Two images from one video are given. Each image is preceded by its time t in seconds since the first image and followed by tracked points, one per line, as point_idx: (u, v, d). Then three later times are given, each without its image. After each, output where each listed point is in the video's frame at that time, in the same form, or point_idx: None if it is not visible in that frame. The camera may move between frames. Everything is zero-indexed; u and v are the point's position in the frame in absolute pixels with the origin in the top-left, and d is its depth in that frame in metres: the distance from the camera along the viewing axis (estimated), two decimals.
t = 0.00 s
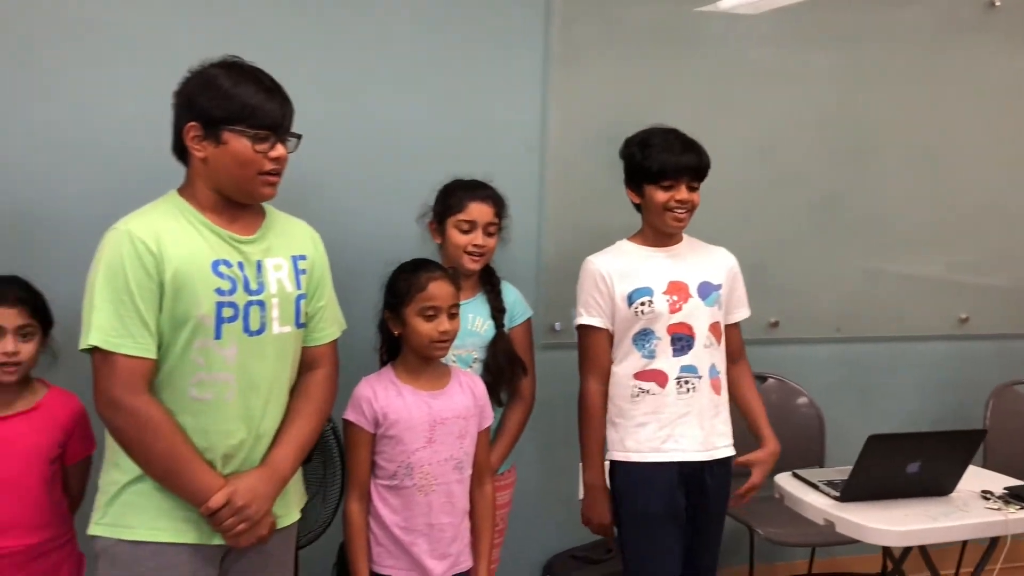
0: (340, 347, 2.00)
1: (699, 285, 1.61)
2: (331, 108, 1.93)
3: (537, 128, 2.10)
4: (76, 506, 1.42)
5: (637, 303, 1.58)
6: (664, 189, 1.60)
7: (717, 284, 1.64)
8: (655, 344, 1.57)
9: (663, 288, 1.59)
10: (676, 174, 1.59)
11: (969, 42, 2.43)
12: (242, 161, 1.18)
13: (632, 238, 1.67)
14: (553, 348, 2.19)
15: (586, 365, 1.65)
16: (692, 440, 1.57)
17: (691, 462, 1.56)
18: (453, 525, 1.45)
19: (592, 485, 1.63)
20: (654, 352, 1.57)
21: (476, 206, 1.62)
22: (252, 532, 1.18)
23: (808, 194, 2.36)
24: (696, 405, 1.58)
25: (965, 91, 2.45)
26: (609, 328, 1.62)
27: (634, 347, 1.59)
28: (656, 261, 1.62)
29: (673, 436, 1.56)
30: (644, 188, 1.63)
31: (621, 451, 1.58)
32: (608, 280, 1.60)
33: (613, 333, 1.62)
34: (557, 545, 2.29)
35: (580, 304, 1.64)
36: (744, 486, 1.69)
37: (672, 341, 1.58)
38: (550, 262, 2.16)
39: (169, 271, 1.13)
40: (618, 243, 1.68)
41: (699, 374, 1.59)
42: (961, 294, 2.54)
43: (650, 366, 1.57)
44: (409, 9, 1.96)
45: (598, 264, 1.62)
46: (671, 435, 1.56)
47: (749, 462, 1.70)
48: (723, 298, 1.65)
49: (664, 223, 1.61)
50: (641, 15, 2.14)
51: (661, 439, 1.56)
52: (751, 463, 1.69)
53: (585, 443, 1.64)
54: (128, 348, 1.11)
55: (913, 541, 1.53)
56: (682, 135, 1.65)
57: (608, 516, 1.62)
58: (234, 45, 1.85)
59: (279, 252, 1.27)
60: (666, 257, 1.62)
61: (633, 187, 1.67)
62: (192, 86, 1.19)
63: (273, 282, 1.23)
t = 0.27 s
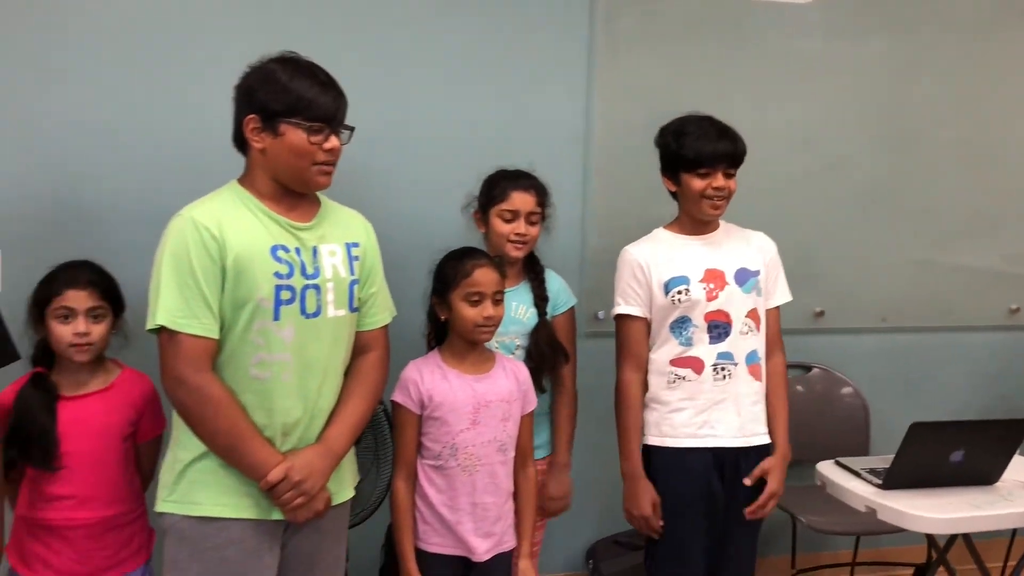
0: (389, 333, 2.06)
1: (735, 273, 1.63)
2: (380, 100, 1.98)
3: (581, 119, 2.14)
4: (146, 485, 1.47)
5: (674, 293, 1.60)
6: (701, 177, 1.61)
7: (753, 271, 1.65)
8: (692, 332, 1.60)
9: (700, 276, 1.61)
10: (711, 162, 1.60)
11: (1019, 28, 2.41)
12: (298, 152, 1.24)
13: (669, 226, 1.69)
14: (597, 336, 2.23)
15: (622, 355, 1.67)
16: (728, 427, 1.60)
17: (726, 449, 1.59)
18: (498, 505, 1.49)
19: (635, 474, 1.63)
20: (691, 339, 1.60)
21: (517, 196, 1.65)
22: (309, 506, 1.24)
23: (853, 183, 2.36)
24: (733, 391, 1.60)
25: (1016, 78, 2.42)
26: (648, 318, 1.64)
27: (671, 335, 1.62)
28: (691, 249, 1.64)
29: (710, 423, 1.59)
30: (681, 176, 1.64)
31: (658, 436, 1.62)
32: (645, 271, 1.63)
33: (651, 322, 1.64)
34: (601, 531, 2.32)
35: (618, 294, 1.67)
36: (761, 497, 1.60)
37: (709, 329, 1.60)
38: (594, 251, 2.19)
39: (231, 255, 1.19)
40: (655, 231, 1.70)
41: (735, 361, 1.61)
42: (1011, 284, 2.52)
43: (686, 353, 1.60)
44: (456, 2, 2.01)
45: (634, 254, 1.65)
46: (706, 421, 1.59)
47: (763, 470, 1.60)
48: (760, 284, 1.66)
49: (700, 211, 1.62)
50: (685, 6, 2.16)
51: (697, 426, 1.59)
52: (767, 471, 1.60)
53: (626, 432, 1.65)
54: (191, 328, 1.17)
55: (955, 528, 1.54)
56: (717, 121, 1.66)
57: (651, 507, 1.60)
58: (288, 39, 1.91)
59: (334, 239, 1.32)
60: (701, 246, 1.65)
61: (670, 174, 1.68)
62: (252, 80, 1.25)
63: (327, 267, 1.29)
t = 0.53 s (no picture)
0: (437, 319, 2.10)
1: (778, 265, 1.61)
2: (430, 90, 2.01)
3: (629, 108, 2.15)
4: (211, 463, 1.57)
5: (714, 286, 1.60)
6: (742, 171, 1.59)
7: (797, 263, 1.62)
8: (732, 324, 1.60)
9: (741, 270, 1.60)
10: (751, 155, 1.58)
11: None
12: (356, 140, 1.27)
13: (713, 219, 1.68)
14: (642, 324, 2.24)
15: (666, 347, 1.66)
16: (759, 415, 1.60)
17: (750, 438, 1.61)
18: (546, 489, 1.51)
19: (682, 467, 1.62)
20: (729, 331, 1.61)
21: (566, 182, 1.67)
22: (363, 485, 1.27)
23: (904, 172, 2.34)
24: (768, 383, 1.60)
25: None
26: (690, 310, 1.64)
27: (711, 326, 1.63)
28: (731, 243, 1.62)
29: (743, 412, 1.60)
30: (723, 170, 1.63)
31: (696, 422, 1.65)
32: (687, 264, 1.63)
33: (694, 315, 1.64)
34: (645, 517, 2.34)
35: (662, 288, 1.66)
36: (803, 495, 1.59)
37: (749, 321, 1.60)
38: (640, 240, 2.20)
39: (289, 240, 1.23)
40: (698, 224, 1.69)
41: (772, 353, 1.60)
42: None
43: (724, 343, 1.61)
44: None
45: (676, 248, 1.65)
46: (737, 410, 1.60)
47: (801, 470, 1.59)
48: (805, 277, 1.64)
49: (743, 205, 1.60)
50: None
51: (728, 412, 1.61)
52: (807, 470, 1.58)
53: (669, 422, 1.65)
54: (251, 311, 1.21)
55: (1006, 519, 1.53)
56: (759, 114, 1.64)
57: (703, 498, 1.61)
58: (341, 30, 1.95)
59: (388, 225, 1.36)
60: (742, 238, 1.63)
61: (712, 168, 1.67)
62: (313, 71, 1.29)
63: (382, 253, 1.32)
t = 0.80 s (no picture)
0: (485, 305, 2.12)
1: (832, 253, 1.60)
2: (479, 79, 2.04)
3: (677, 96, 2.15)
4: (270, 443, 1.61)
5: (764, 272, 1.61)
6: (786, 166, 1.60)
7: (853, 251, 1.61)
8: (780, 310, 1.61)
9: (793, 257, 1.60)
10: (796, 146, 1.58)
11: None
12: (411, 129, 1.29)
13: (767, 207, 1.68)
14: (689, 313, 2.25)
15: (716, 332, 1.67)
16: (806, 403, 1.60)
17: (803, 426, 1.60)
18: (595, 475, 1.53)
19: (722, 451, 1.65)
20: (778, 317, 1.61)
21: (608, 170, 1.68)
22: (417, 468, 1.30)
23: (956, 161, 2.31)
24: (816, 371, 1.60)
25: None
26: (741, 295, 1.65)
27: (761, 310, 1.63)
28: (784, 231, 1.62)
29: (789, 399, 1.61)
30: (772, 164, 1.64)
31: (744, 410, 1.66)
32: (738, 249, 1.64)
33: (745, 299, 1.65)
34: (691, 506, 2.35)
35: (714, 271, 1.68)
36: (818, 475, 1.58)
37: (797, 308, 1.60)
38: (687, 228, 2.20)
39: (346, 226, 1.25)
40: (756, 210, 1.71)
41: (821, 341, 1.60)
42: None
43: (772, 329, 1.62)
44: None
45: (730, 232, 1.67)
46: (784, 397, 1.61)
47: (818, 448, 1.58)
48: (862, 266, 1.62)
49: (792, 197, 1.61)
50: None
51: (773, 400, 1.62)
52: (824, 449, 1.58)
53: (715, 408, 1.67)
54: (311, 295, 1.24)
55: None
56: (807, 100, 1.61)
57: (740, 483, 1.64)
58: (391, 20, 1.98)
59: (441, 213, 1.38)
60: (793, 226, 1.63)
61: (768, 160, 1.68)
62: (370, 61, 1.32)
63: (435, 240, 1.34)
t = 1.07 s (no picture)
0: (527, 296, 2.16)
1: (878, 244, 1.60)
2: (520, 72, 2.07)
3: (717, 89, 2.16)
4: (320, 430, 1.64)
5: (808, 260, 1.63)
6: (829, 151, 1.62)
7: (903, 243, 1.60)
8: (824, 300, 1.62)
9: (837, 245, 1.62)
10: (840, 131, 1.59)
11: None
12: (460, 121, 1.31)
13: (819, 197, 1.69)
14: (729, 305, 2.26)
15: (762, 318, 1.72)
16: (852, 395, 1.61)
17: (846, 417, 1.62)
18: (639, 464, 1.55)
19: (763, 434, 1.69)
20: (822, 307, 1.62)
21: (640, 156, 1.71)
22: (466, 454, 1.32)
23: (1001, 153, 2.29)
24: (860, 362, 1.61)
25: None
26: (786, 282, 1.69)
27: (805, 300, 1.65)
28: (831, 218, 1.64)
29: (833, 390, 1.62)
30: (820, 151, 1.66)
31: (787, 398, 1.68)
32: (784, 237, 1.68)
33: (790, 287, 1.69)
34: (730, 497, 2.36)
35: (761, 258, 1.73)
36: (860, 468, 1.60)
37: (841, 298, 1.61)
38: (728, 221, 2.21)
39: (397, 217, 1.28)
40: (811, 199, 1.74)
41: (865, 332, 1.60)
42: None
43: (817, 320, 1.63)
44: None
45: (779, 221, 1.70)
46: (828, 388, 1.63)
47: (860, 444, 1.60)
48: (912, 257, 1.61)
49: (838, 182, 1.62)
50: None
51: (818, 391, 1.64)
52: (864, 445, 1.59)
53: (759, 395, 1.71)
54: (364, 284, 1.26)
55: None
56: (857, 88, 1.62)
57: (778, 464, 1.67)
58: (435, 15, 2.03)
59: (489, 204, 1.40)
60: (838, 216, 1.64)
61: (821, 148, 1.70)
62: (419, 54, 1.34)
63: (483, 230, 1.36)
